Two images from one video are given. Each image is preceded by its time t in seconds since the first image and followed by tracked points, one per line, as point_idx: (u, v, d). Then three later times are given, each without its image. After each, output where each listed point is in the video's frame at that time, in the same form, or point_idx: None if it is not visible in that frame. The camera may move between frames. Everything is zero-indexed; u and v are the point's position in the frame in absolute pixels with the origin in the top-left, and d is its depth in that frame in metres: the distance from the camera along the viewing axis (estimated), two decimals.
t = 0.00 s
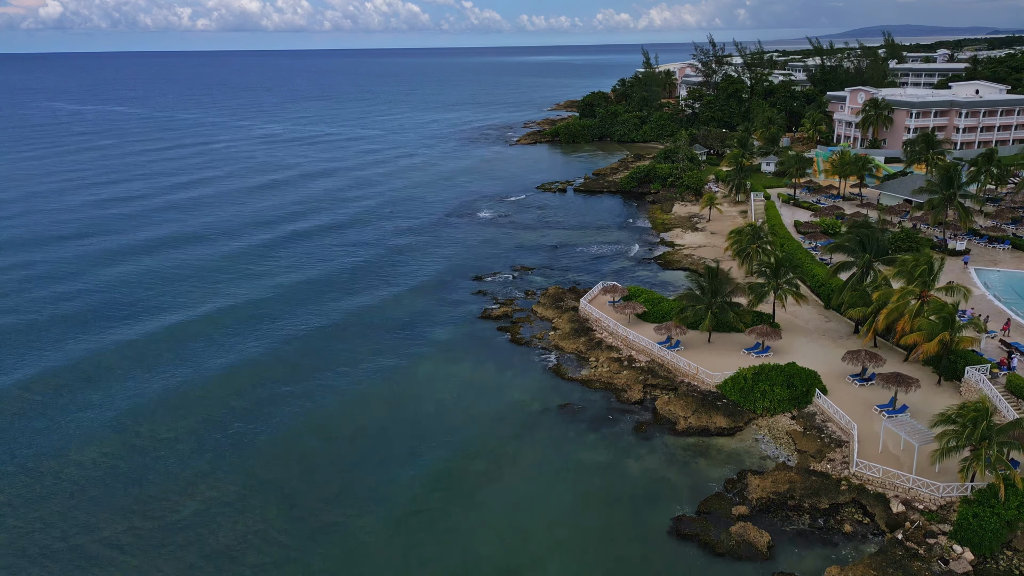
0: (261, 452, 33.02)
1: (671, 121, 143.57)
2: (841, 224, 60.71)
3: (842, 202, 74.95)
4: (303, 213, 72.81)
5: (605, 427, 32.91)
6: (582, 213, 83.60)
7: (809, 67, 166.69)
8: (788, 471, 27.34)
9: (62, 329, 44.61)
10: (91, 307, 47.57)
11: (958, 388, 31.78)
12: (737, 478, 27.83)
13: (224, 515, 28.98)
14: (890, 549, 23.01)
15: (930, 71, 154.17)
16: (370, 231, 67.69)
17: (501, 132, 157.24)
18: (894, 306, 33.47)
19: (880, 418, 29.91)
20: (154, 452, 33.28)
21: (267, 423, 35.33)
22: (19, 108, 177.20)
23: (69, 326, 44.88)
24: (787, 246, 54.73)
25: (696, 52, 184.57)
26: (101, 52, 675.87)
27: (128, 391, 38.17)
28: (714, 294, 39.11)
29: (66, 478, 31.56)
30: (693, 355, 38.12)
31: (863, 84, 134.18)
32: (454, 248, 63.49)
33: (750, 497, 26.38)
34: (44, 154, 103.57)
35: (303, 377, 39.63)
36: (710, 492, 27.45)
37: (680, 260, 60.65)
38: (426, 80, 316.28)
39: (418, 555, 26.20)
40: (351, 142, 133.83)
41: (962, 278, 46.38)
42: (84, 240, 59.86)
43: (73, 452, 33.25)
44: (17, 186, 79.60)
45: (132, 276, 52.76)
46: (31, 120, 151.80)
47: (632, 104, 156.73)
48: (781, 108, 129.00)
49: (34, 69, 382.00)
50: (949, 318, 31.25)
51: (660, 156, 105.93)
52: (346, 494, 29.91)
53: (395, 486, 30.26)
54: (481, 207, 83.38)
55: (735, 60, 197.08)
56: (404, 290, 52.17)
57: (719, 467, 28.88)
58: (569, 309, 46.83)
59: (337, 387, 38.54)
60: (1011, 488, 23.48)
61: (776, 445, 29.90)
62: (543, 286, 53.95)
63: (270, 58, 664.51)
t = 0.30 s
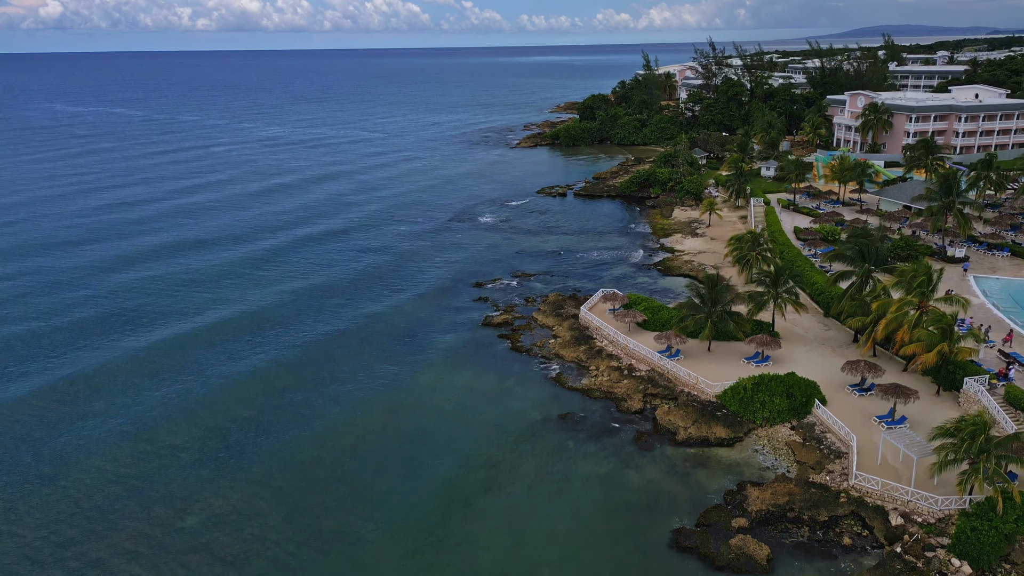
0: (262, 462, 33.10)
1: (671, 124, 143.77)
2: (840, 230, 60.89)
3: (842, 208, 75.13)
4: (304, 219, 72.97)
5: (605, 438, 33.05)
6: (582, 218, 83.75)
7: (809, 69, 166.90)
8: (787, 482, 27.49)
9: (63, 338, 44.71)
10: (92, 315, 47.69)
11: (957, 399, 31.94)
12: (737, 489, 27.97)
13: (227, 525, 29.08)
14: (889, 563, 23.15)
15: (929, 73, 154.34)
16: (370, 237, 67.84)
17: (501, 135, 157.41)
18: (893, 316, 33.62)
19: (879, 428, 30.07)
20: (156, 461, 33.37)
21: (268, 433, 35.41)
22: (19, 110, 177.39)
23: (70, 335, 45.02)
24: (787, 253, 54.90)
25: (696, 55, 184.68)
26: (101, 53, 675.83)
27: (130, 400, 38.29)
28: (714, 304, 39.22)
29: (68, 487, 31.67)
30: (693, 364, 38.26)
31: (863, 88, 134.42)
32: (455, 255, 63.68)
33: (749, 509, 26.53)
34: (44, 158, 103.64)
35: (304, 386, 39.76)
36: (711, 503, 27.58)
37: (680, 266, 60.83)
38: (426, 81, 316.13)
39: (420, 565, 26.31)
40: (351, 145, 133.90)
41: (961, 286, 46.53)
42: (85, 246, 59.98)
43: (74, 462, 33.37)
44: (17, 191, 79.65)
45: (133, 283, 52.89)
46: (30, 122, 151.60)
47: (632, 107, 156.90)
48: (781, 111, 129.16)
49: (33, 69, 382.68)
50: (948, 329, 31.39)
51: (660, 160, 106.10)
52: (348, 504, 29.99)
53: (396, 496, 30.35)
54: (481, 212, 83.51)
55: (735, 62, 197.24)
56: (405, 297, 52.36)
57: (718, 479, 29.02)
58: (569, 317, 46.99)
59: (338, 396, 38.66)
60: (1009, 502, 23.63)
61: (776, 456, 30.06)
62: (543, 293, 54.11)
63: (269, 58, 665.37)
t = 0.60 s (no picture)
0: (262, 471, 33.20)
1: (671, 127, 143.97)
2: (840, 236, 61.03)
3: (841, 213, 75.34)
4: (305, 224, 73.16)
5: (606, 448, 33.17)
6: (582, 223, 83.96)
7: (809, 72, 167.11)
8: (787, 494, 27.62)
9: (65, 346, 44.82)
10: (94, 323, 47.82)
11: (956, 409, 32.03)
12: (737, 501, 28.10)
13: (229, 535, 29.16)
14: None
15: (929, 76, 154.51)
16: (371, 242, 68.09)
17: (501, 138, 157.60)
18: (891, 326, 33.77)
19: (878, 440, 30.21)
20: (157, 471, 33.46)
21: (269, 443, 35.48)
22: (20, 112, 177.55)
23: (73, 343, 45.23)
24: (786, 260, 55.07)
25: (696, 58, 184.79)
26: (101, 54, 675.88)
27: (132, 410, 38.44)
28: (714, 313, 39.32)
29: (71, 496, 31.76)
30: (692, 373, 38.40)
31: (862, 91, 134.53)
32: (456, 261, 63.88)
33: (749, 521, 26.68)
34: (46, 162, 103.78)
35: (305, 395, 39.89)
36: (710, 515, 27.71)
37: (680, 272, 61.02)
38: (425, 82, 316.16)
39: None
40: (352, 148, 134.07)
41: (960, 294, 46.63)
42: (87, 253, 60.19)
43: (76, 471, 33.48)
44: (18, 196, 79.68)
45: (135, 291, 53.08)
46: (30, 124, 151.71)
47: (632, 110, 157.06)
48: (781, 115, 129.34)
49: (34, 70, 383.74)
50: (947, 339, 31.52)
51: (660, 164, 106.27)
52: (349, 513, 30.11)
53: (397, 505, 30.46)
54: (481, 217, 83.59)
55: (735, 64, 197.39)
56: (406, 305, 52.53)
57: (718, 490, 29.14)
58: (569, 324, 47.18)
59: (339, 405, 38.78)
60: (1007, 515, 23.79)
61: (775, 467, 30.17)
62: (543, 300, 54.32)
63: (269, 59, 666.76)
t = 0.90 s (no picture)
0: (262, 481, 33.34)
1: (671, 130, 144.21)
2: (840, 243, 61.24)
3: (841, 219, 75.57)
4: (306, 229, 73.34)
5: (605, 458, 33.32)
6: (582, 227, 84.19)
7: (808, 74, 167.41)
8: (786, 506, 27.78)
9: (67, 354, 44.98)
10: (96, 331, 48.04)
11: (954, 420, 32.16)
12: (736, 512, 28.24)
13: (230, 546, 29.27)
14: None
15: (928, 79, 154.84)
16: (372, 248, 68.30)
17: (501, 140, 157.86)
18: (890, 336, 33.90)
19: (877, 450, 30.39)
20: (158, 481, 33.56)
21: (270, 453, 35.58)
22: (21, 113, 177.66)
23: (75, 351, 45.38)
24: (785, 267, 55.26)
25: (696, 61, 185.13)
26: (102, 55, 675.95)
27: (134, 419, 38.59)
28: (713, 322, 39.41)
29: (74, 506, 31.91)
30: (692, 382, 38.53)
31: (862, 94, 134.73)
32: (456, 267, 64.07)
33: (748, 533, 26.83)
34: (47, 165, 103.91)
35: (305, 404, 40.02)
36: (709, 526, 27.85)
37: (680, 278, 61.24)
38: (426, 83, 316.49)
39: None
40: (352, 150, 134.30)
41: (960, 302, 46.79)
42: (90, 260, 60.35)
43: (78, 481, 33.61)
44: (19, 201, 79.92)
45: (137, 299, 53.23)
46: (31, 126, 151.94)
47: (632, 112, 157.29)
48: (781, 118, 129.56)
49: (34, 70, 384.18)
50: (945, 350, 31.68)
51: (660, 167, 106.46)
52: (350, 523, 30.26)
53: (397, 516, 30.60)
54: (482, 221, 83.76)
55: (735, 66, 197.68)
56: (406, 312, 52.79)
57: (718, 500, 29.29)
58: (569, 332, 47.32)
59: (339, 414, 38.92)
60: (1005, 528, 23.95)
61: (774, 478, 30.31)
62: (544, 306, 54.52)
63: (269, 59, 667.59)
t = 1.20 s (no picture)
0: (263, 490, 33.63)
1: (671, 133, 144.39)
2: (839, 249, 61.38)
3: (840, 225, 75.80)
4: (307, 234, 73.59)
5: (606, 468, 33.49)
6: (582, 232, 84.38)
7: (808, 77, 167.44)
8: (785, 517, 27.94)
9: (68, 362, 45.19)
10: (97, 338, 48.26)
11: (952, 430, 32.30)
12: (736, 523, 28.41)
13: (232, 556, 29.48)
14: None
15: (928, 81, 154.87)
16: (373, 253, 68.52)
17: (502, 143, 158.05)
18: (889, 347, 34.07)
19: (876, 461, 30.54)
20: (160, 490, 33.76)
21: (272, 462, 35.79)
22: (22, 115, 177.98)
23: (78, 358, 45.62)
24: (785, 274, 55.45)
25: (696, 64, 185.37)
26: (102, 56, 675.09)
27: (135, 427, 38.86)
28: (713, 331, 39.53)
29: (76, 515, 32.09)
30: (692, 391, 38.65)
31: (862, 97, 134.77)
32: (457, 272, 64.30)
33: (747, 545, 27.03)
34: (47, 168, 104.15)
35: (307, 413, 40.19)
36: (709, 537, 28.02)
37: (680, 284, 61.43)
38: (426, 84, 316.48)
39: None
40: (353, 153, 134.53)
41: (958, 310, 46.93)
42: (92, 266, 60.63)
43: (81, 489, 33.85)
44: (20, 205, 80.22)
45: (138, 306, 53.48)
46: (32, 128, 152.23)
47: (632, 115, 157.46)
48: (780, 121, 129.74)
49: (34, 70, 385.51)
50: (943, 361, 31.88)
51: (660, 171, 106.64)
52: (353, 534, 30.44)
53: (399, 525, 30.79)
54: (482, 226, 83.95)
55: (735, 68, 197.79)
56: (407, 318, 52.96)
57: (717, 511, 29.44)
58: (570, 339, 47.51)
59: (341, 423, 39.17)
60: (1003, 541, 24.08)
61: (773, 488, 30.48)
62: (544, 313, 54.71)
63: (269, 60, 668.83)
